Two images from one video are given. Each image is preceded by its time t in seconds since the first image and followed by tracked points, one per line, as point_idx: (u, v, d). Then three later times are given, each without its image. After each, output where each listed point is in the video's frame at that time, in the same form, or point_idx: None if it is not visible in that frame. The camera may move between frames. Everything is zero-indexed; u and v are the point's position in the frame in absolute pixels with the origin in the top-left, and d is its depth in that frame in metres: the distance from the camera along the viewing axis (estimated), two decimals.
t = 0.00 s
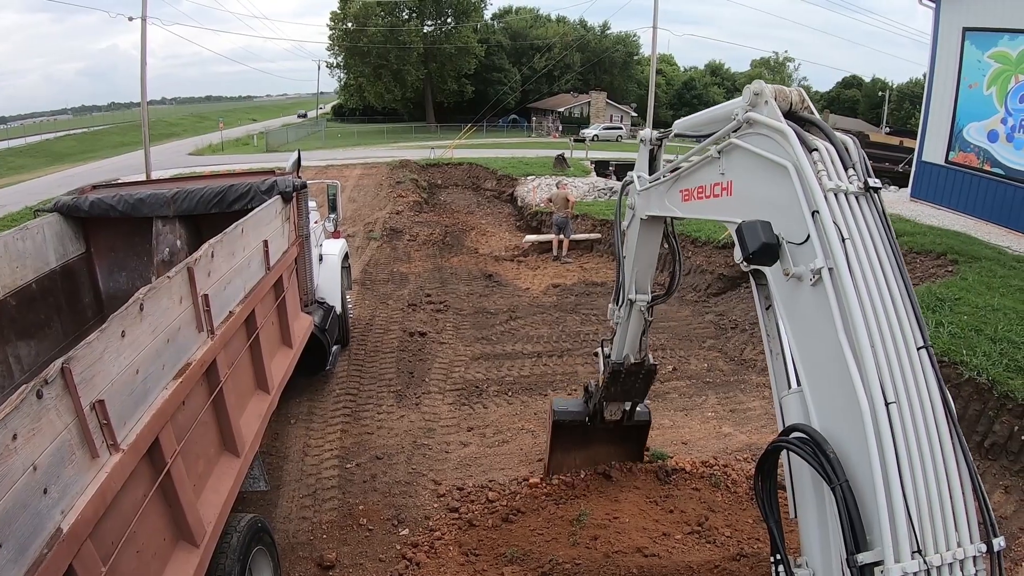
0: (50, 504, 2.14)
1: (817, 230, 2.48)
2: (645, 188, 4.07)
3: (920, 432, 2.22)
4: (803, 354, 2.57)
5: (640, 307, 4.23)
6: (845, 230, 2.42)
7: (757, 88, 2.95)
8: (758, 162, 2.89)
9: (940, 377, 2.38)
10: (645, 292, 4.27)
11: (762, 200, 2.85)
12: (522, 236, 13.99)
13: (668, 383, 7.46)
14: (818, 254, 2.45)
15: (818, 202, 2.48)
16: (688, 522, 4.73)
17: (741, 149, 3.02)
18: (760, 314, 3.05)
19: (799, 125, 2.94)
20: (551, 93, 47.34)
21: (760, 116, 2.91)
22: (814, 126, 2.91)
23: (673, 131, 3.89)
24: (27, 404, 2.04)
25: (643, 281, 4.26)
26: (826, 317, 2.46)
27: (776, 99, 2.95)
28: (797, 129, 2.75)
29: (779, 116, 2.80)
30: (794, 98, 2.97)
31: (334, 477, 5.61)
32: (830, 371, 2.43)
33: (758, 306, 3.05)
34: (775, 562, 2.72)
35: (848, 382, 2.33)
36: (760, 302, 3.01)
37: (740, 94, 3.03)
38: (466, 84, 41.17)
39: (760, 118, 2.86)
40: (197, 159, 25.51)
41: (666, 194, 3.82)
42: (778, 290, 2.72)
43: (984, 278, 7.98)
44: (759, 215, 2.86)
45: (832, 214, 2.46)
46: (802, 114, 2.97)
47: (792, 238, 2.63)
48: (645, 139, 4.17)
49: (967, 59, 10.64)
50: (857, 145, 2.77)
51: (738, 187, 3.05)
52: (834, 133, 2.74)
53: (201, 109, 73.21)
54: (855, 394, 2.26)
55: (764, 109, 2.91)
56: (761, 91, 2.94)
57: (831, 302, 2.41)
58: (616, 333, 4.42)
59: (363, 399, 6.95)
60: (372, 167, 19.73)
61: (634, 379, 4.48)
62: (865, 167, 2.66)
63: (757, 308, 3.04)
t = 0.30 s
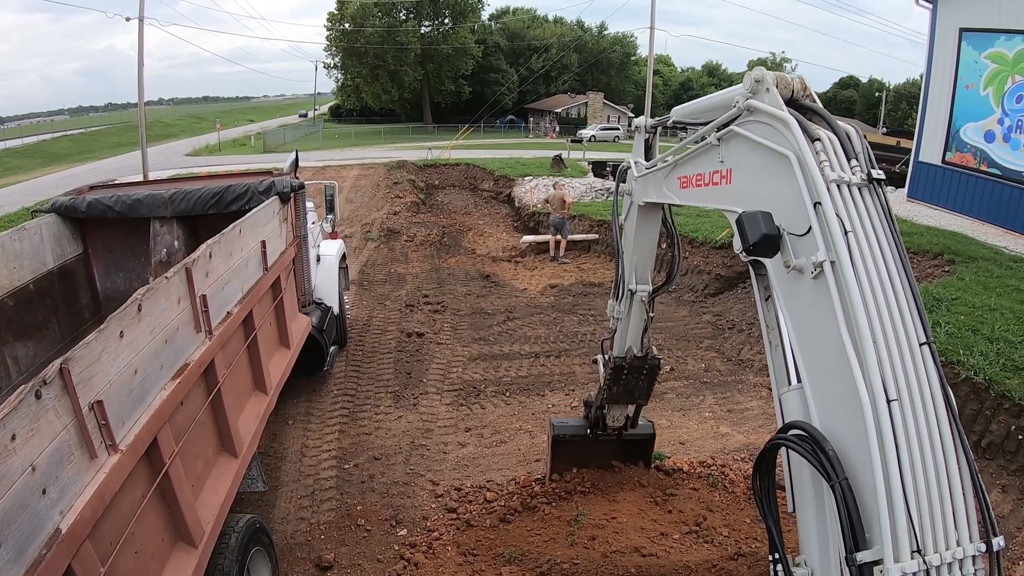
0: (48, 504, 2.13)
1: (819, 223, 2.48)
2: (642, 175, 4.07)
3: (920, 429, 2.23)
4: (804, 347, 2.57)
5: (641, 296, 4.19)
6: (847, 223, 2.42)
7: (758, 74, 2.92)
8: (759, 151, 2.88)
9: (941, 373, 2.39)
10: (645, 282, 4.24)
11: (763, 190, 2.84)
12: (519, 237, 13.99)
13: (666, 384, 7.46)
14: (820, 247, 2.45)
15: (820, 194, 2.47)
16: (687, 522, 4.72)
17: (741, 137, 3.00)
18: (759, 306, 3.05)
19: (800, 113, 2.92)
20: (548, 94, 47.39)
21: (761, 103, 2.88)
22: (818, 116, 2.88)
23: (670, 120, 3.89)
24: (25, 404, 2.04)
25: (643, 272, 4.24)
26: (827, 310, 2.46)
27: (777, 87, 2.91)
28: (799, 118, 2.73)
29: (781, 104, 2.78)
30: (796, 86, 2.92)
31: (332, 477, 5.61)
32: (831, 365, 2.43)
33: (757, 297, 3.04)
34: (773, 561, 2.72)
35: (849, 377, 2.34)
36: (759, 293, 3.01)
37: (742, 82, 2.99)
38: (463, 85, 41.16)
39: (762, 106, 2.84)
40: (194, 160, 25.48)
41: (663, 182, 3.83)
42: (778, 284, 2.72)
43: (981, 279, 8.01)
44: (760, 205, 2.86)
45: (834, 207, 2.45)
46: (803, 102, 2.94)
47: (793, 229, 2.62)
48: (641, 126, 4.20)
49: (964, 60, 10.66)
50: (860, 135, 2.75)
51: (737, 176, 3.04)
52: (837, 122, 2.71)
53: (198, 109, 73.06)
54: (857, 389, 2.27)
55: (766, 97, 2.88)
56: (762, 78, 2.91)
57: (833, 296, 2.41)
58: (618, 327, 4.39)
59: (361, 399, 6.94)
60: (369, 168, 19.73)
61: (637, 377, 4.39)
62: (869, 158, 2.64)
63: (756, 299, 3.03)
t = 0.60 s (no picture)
0: (47, 505, 2.13)
1: (821, 220, 2.47)
2: (641, 169, 4.08)
3: (921, 427, 2.23)
4: (806, 345, 2.57)
5: (644, 292, 4.19)
6: (850, 220, 2.41)
7: (761, 68, 2.87)
8: (761, 146, 2.86)
9: (943, 372, 2.39)
10: (648, 278, 4.24)
11: (765, 184, 2.83)
12: (518, 237, 14.00)
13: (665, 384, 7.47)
14: (822, 244, 2.45)
15: (823, 191, 2.46)
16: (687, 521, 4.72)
17: (743, 132, 2.98)
18: (760, 302, 3.02)
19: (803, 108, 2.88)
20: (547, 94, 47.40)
21: (764, 98, 2.85)
22: (820, 110, 2.83)
23: (668, 114, 3.87)
24: (24, 404, 2.04)
25: (645, 268, 4.24)
26: (829, 309, 2.45)
27: (779, 81, 2.88)
28: (802, 113, 2.71)
29: (784, 99, 2.75)
30: (798, 81, 2.87)
31: (331, 478, 5.60)
32: (832, 364, 2.43)
33: (757, 293, 3.03)
34: (772, 562, 2.72)
35: (851, 375, 2.34)
36: (760, 288, 2.99)
37: (743, 75, 2.95)
38: (462, 85, 41.18)
39: (765, 101, 2.81)
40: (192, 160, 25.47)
41: (663, 175, 3.83)
42: (779, 281, 2.72)
43: (980, 279, 8.02)
44: (761, 201, 2.85)
45: (837, 203, 2.44)
46: (806, 96, 2.88)
47: (795, 226, 2.61)
48: (637, 123, 4.22)
49: (963, 59, 10.65)
50: (863, 131, 2.73)
51: (739, 170, 3.04)
52: (840, 117, 2.69)
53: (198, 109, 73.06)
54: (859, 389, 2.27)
55: (768, 92, 2.85)
56: (764, 72, 2.86)
57: (835, 295, 2.41)
58: (620, 330, 4.34)
59: (360, 399, 6.94)
60: (367, 168, 19.73)
61: (642, 379, 4.33)
62: (872, 154, 2.62)
63: (757, 296, 3.01)
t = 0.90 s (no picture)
0: (47, 505, 2.13)
1: (821, 219, 2.47)
2: (640, 166, 4.09)
3: (921, 428, 2.24)
4: (805, 345, 2.57)
5: (647, 291, 4.12)
6: (850, 219, 2.41)
7: (760, 66, 2.87)
8: (761, 145, 2.86)
9: (942, 373, 2.39)
10: (649, 277, 4.20)
11: (765, 184, 2.82)
12: (517, 237, 14.00)
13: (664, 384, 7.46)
14: (821, 243, 2.44)
15: (822, 189, 2.45)
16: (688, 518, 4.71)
17: (742, 130, 2.98)
18: (759, 300, 3.02)
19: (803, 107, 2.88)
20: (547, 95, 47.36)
21: (764, 97, 2.84)
22: (820, 109, 2.83)
23: (665, 113, 3.86)
24: (24, 404, 2.04)
25: (646, 268, 4.21)
26: (829, 309, 2.45)
27: (779, 79, 2.87)
28: (801, 111, 2.70)
29: (783, 98, 2.75)
30: (797, 79, 2.87)
31: (331, 478, 5.60)
32: (831, 364, 2.43)
33: (756, 292, 3.02)
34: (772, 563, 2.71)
35: (850, 376, 2.34)
36: (759, 287, 2.99)
37: (742, 73, 2.94)
38: (463, 85, 41.19)
39: (764, 100, 2.81)
40: (192, 160, 25.47)
41: (662, 173, 3.84)
42: (778, 280, 2.71)
43: (980, 279, 8.04)
44: (761, 200, 2.84)
45: (837, 202, 2.44)
46: (806, 94, 2.88)
47: (794, 225, 2.61)
48: (633, 125, 4.24)
49: (963, 60, 10.65)
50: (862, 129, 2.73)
51: (739, 169, 3.03)
52: (840, 115, 2.69)
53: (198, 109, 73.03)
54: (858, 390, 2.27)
55: (767, 90, 2.84)
56: (763, 70, 2.86)
57: (834, 295, 2.41)
58: (624, 333, 4.25)
59: (360, 399, 6.94)
60: (367, 168, 19.74)
61: (646, 383, 4.21)
62: (872, 152, 2.62)
63: (756, 294, 3.00)
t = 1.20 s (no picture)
0: (48, 504, 2.13)
1: (824, 214, 2.46)
2: (640, 157, 4.09)
3: (924, 427, 2.23)
4: (807, 341, 2.57)
5: (649, 282, 4.16)
6: (854, 215, 2.40)
7: (763, 58, 2.85)
8: (764, 138, 2.85)
9: (946, 371, 2.39)
10: (651, 269, 4.22)
11: (767, 177, 2.82)
12: (518, 237, 14.01)
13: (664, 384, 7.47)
14: (825, 239, 2.44)
15: (826, 184, 2.44)
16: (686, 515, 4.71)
17: (745, 122, 2.96)
18: (761, 295, 3.02)
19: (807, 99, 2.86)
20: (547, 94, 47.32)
21: (767, 88, 2.82)
22: (824, 101, 2.83)
23: (666, 107, 3.86)
24: (25, 403, 2.04)
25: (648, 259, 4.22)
26: (832, 305, 2.45)
27: (783, 71, 2.85)
28: (805, 104, 2.69)
29: (787, 90, 2.73)
30: (801, 71, 2.86)
31: (331, 478, 5.61)
32: (834, 362, 2.43)
33: (758, 286, 3.02)
34: (772, 562, 2.72)
35: (853, 373, 2.33)
36: (760, 282, 2.99)
37: (745, 64, 2.92)
38: (463, 85, 41.19)
39: (767, 92, 2.79)
40: (193, 160, 25.48)
41: (662, 165, 3.84)
42: (781, 276, 2.71)
43: (980, 279, 8.04)
44: (763, 194, 2.84)
45: (841, 198, 2.43)
46: (809, 87, 2.88)
47: (797, 219, 2.61)
48: (632, 118, 4.24)
49: (964, 60, 10.65)
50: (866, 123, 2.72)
51: (740, 161, 3.03)
52: (844, 109, 2.69)
53: (198, 109, 72.99)
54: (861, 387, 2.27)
55: (771, 82, 2.82)
56: (767, 62, 2.84)
57: (838, 291, 2.41)
58: (627, 327, 4.30)
59: (360, 399, 6.94)
60: (367, 168, 19.75)
61: (650, 377, 4.25)
62: (876, 146, 2.62)
63: (758, 288, 3.00)
